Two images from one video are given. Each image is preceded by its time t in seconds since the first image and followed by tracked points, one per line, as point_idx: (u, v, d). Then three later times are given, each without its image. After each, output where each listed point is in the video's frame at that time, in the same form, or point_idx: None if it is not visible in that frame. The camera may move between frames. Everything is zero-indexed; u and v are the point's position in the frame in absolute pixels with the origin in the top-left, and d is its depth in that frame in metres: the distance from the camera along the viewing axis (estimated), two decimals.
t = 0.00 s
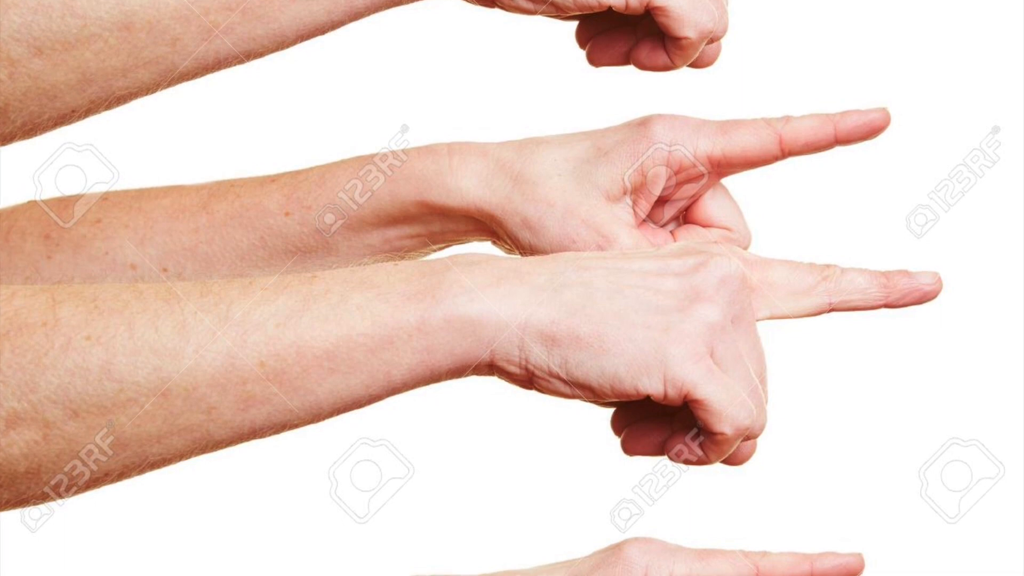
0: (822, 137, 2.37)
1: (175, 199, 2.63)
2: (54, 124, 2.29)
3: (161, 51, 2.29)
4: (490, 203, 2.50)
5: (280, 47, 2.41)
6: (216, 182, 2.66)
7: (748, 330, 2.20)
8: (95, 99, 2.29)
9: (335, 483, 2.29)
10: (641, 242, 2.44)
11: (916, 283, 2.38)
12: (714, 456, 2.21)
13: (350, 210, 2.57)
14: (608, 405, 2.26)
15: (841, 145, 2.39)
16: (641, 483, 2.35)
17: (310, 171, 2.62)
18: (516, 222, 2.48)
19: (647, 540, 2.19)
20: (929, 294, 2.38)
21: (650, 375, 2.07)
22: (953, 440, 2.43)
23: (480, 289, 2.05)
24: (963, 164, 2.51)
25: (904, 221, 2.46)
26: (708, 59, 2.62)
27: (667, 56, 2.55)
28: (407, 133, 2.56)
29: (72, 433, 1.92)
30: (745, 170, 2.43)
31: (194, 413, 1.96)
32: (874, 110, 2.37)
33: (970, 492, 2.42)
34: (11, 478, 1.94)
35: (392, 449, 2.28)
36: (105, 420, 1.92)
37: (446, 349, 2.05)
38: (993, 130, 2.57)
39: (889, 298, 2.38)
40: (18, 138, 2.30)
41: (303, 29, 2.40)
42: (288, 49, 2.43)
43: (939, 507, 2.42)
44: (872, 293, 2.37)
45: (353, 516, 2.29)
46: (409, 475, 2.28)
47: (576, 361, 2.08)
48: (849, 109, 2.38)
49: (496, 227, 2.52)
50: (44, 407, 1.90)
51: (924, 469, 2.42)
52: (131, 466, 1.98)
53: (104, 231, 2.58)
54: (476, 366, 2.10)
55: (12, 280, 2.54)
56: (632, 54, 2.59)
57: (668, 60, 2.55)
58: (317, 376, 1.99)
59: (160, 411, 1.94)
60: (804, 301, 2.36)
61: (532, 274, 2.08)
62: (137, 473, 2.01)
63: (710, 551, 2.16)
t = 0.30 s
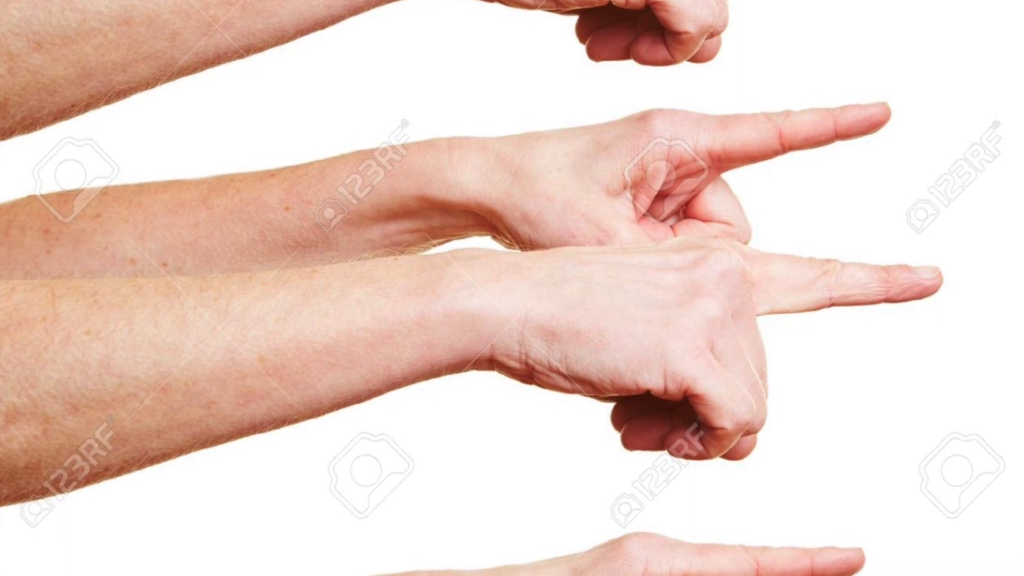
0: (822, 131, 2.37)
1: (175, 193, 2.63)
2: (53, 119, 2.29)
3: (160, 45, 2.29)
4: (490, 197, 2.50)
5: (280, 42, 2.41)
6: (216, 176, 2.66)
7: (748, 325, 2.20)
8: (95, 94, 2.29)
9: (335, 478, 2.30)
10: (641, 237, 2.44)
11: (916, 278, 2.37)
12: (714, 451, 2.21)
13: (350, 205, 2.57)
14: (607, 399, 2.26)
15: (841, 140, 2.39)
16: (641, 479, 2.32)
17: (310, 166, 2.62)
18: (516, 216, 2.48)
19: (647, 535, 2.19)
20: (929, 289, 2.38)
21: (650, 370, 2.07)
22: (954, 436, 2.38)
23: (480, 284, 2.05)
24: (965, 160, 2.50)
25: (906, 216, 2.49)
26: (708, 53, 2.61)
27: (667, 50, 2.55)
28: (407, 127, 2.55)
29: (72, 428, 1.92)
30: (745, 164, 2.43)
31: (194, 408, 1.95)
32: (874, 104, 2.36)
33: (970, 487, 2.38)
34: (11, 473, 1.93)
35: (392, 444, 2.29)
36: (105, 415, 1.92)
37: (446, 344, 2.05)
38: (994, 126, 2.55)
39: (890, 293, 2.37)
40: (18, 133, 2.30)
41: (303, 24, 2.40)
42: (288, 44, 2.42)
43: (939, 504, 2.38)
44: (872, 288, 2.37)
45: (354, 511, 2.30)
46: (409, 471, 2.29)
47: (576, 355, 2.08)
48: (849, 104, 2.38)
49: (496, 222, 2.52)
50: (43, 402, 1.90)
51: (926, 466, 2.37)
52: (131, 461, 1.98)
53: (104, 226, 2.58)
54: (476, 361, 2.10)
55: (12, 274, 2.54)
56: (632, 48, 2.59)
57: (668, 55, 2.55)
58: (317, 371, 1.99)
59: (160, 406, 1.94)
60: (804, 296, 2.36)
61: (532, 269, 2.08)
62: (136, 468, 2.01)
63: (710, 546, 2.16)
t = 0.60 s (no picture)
0: (822, 126, 2.36)
1: (175, 188, 2.63)
2: (53, 113, 2.29)
3: (160, 40, 2.30)
4: (490, 192, 2.50)
5: (280, 36, 2.40)
6: (216, 171, 2.66)
7: (749, 320, 2.20)
8: (94, 89, 2.29)
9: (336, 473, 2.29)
10: (641, 232, 2.43)
11: (917, 272, 2.37)
12: (714, 445, 2.21)
13: (350, 199, 2.57)
14: (608, 394, 2.26)
15: (842, 134, 2.38)
16: (642, 474, 2.35)
17: (310, 160, 2.62)
18: (516, 211, 2.48)
19: (647, 530, 2.19)
20: (930, 284, 2.38)
21: (650, 364, 2.07)
22: (954, 430, 2.41)
23: (480, 278, 2.05)
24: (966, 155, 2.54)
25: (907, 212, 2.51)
26: (708, 48, 2.61)
27: (667, 45, 2.55)
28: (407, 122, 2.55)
29: (72, 423, 1.92)
30: (745, 159, 2.43)
31: (194, 403, 1.95)
32: (875, 99, 2.36)
33: (972, 481, 2.40)
34: (11, 468, 1.93)
35: (393, 438, 2.28)
36: (105, 409, 1.92)
37: (446, 338, 2.05)
38: (993, 118, 2.56)
39: (890, 287, 2.37)
40: (18, 127, 2.30)
41: (304, 18, 2.39)
42: (288, 38, 2.42)
43: (940, 497, 2.40)
44: (872, 283, 2.37)
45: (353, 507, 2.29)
46: (410, 465, 2.28)
47: (576, 350, 2.08)
48: (850, 98, 2.37)
49: (496, 216, 2.52)
50: (43, 396, 1.90)
51: (926, 458, 2.40)
52: (131, 456, 1.98)
53: (103, 220, 2.58)
54: (476, 356, 2.10)
55: (11, 269, 2.54)
56: (632, 43, 2.59)
57: (668, 49, 2.55)
58: (317, 366, 1.99)
59: (160, 401, 1.94)
60: (804, 291, 2.36)
61: (532, 263, 2.08)
62: (136, 463, 2.01)
63: (711, 541, 2.16)
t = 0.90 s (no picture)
0: (823, 120, 2.36)
1: (175, 182, 2.62)
2: (53, 108, 2.28)
3: (160, 34, 2.29)
4: (490, 186, 2.49)
5: (280, 31, 2.40)
6: (215, 165, 2.66)
7: (749, 315, 2.20)
8: (94, 83, 2.29)
9: (336, 468, 2.28)
10: (641, 226, 2.43)
11: (917, 267, 2.37)
12: (714, 440, 2.20)
13: (350, 194, 2.57)
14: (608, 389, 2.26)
15: (842, 129, 2.38)
16: (641, 468, 2.31)
17: (310, 155, 2.62)
18: (516, 206, 2.48)
19: (647, 525, 2.19)
20: (930, 279, 2.37)
21: (650, 359, 2.07)
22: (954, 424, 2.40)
23: (480, 273, 2.05)
24: (967, 148, 2.49)
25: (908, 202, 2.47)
26: (708, 42, 2.61)
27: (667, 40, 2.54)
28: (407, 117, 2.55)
29: (71, 418, 1.91)
30: (746, 154, 2.42)
31: (193, 398, 1.95)
32: (875, 94, 2.36)
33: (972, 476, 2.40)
34: (11, 463, 1.93)
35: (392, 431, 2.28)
36: (105, 404, 1.92)
37: (446, 333, 2.05)
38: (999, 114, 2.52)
39: (890, 282, 2.37)
40: (17, 122, 2.30)
41: (303, 13, 2.38)
42: (288, 33, 2.41)
43: (940, 492, 2.39)
44: (872, 277, 2.37)
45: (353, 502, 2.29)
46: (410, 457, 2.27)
47: (576, 345, 2.08)
48: (850, 93, 2.37)
49: (496, 211, 2.52)
50: (43, 391, 1.90)
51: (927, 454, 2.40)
52: (131, 451, 1.98)
53: (103, 215, 2.58)
54: (476, 351, 2.10)
55: (11, 263, 2.54)
56: (632, 38, 2.58)
57: (668, 44, 2.54)
58: (317, 361, 1.99)
59: (159, 396, 1.93)
60: (804, 285, 2.36)
61: (532, 258, 2.08)
62: (136, 458, 2.01)
63: (711, 536, 2.16)
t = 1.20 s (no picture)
0: (823, 115, 2.36)
1: (174, 177, 2.62)
2: (53, 102, 2.28)
3: (160, 29, 2.29)
4: (490, 181, 2.49)
5: (280, 25, 2.39)
6: (215, 160, 2.66)
7: (749, 309, 2.20)
8: (94, 78, 2.28)
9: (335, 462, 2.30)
10: (641, 221, 2.43)
11: (917, 262, 2.37)
12: (714, 435, 2.20)
13: (349, 188, 2.56)
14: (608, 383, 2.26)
15: (842, 124, 2.38)
16: (641, 462, 2.36)
17: (310, 149, 2.61)
18: (516, 200, 2.47)
19: (647, 519, 2.19)
20: (930, 273, 2.37)
21: (650, 354, 2.07)
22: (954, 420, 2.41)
23: (480, 268, 2.04)
24: (966, 143, 2.53)
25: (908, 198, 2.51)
26: (708, 37, 2.60)
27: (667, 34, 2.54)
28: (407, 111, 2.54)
29: (71, 413, 1.91)
30: (746, 148, 2.42)
31: (193, 393, 1.95)
32: (875, 88, 2.35)
33: (971, 471, 2.41)
34: (10, 458, 1.93)
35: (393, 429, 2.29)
36: (105, 399, 1.92)
37: (446, 328, 2.04)
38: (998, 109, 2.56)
39: (890, 277, 2.37)
40: (17, 116, 2.30)
41: (303, 7, 2.39)
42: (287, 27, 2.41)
43: (939, 487, 2.41)
44: (873, 272, 2.36)
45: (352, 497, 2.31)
46: (409, 456, 2.30)
47: (576, 340, 2.08)
48: (850, 88, 2.37)
49: (496, 206, 2.51)
50: (43, 386, 1.90)
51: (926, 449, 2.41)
52: (131, 446, 1.98)
53: (103, 210, 2.57)
54: (476, 346, 2.10)
55: (10, 258, 2.54)
56: (632, 33, 2.58)
57: (669, 38, 2.54)
58: (317, 355, 1.99)
59: (159, 391, 1.93)
60: (805, 280, 2.35)
61: (532, 253, 2.07)
62: (135, 453, 2.01)
63: (711, 531, 2.16)
